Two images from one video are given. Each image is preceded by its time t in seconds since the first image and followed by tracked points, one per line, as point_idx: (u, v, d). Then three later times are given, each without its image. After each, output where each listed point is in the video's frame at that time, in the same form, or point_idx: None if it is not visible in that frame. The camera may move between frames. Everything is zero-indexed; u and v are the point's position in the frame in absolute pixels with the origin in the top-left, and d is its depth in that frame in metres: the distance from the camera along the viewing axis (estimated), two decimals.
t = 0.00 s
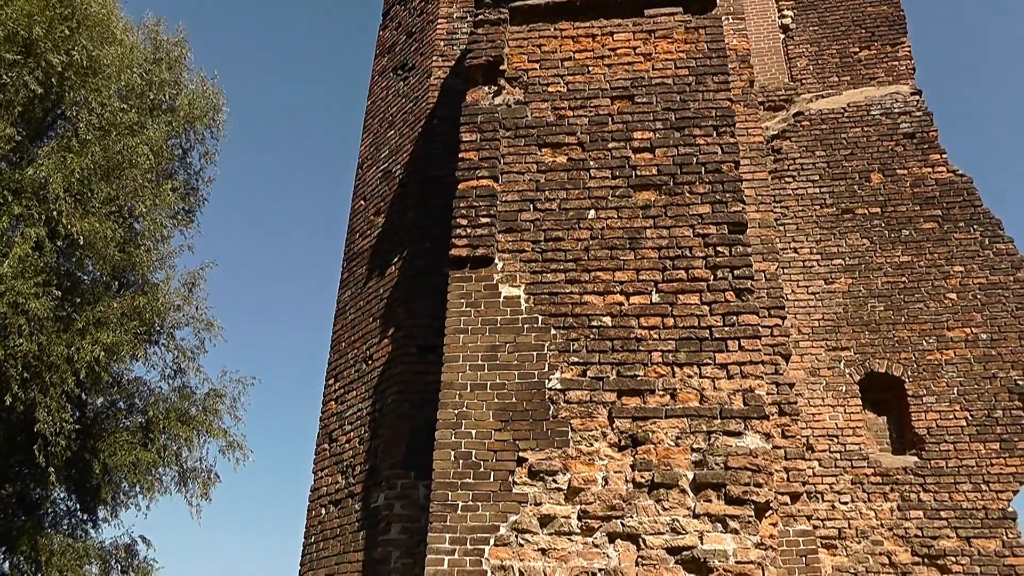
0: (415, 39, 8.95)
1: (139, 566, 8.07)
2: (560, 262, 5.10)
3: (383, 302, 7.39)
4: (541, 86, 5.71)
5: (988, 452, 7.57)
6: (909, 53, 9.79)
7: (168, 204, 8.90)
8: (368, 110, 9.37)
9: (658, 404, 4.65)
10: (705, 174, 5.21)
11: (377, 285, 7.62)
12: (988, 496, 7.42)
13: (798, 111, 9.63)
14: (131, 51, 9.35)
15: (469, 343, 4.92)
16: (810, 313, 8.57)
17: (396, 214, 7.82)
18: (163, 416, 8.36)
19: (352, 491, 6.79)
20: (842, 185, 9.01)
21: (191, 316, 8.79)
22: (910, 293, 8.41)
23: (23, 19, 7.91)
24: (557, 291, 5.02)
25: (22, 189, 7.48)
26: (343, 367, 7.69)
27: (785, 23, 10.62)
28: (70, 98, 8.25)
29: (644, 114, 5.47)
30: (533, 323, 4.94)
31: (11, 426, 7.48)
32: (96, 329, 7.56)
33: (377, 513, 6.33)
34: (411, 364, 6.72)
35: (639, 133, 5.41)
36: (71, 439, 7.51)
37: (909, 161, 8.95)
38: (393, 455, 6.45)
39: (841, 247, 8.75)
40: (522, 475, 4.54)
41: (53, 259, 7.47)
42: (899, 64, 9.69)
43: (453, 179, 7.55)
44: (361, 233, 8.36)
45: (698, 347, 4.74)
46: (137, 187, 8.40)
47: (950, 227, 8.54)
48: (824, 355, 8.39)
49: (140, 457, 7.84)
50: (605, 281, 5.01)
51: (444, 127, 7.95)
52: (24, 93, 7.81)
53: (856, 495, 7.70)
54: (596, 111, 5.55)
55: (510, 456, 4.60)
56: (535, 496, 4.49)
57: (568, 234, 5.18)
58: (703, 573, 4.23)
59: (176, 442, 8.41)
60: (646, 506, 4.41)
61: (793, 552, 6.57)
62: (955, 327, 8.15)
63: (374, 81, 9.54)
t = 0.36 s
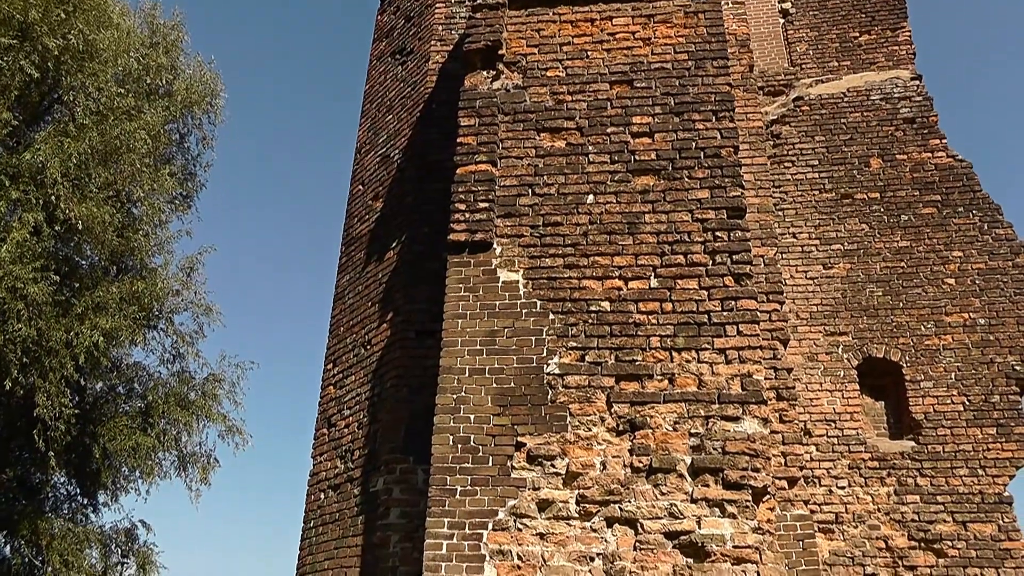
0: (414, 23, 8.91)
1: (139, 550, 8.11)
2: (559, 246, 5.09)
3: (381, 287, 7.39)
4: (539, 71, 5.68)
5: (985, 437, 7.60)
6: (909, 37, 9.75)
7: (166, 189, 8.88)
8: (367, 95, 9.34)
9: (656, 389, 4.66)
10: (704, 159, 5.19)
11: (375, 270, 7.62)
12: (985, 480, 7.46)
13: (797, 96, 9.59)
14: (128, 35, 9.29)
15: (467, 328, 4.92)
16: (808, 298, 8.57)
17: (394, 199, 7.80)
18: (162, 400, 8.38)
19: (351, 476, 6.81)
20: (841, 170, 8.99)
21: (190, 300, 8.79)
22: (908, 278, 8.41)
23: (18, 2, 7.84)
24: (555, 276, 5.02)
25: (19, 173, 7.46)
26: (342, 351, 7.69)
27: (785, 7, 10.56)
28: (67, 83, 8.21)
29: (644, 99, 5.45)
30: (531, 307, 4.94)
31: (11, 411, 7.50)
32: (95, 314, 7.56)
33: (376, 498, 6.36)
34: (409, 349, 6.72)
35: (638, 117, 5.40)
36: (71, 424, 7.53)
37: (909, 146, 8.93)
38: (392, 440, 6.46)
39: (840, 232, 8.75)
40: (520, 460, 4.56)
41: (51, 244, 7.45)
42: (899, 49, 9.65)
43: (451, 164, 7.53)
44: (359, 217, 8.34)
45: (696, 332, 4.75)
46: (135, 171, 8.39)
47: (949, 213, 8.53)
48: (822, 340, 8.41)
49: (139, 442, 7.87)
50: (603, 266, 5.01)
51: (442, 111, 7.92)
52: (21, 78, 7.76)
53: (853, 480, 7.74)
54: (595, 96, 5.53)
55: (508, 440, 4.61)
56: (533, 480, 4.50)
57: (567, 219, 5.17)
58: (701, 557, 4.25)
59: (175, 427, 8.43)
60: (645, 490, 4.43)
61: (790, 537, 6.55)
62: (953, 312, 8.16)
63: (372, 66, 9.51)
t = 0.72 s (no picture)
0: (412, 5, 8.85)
1: (140, 532, 8.14)
2: (558, 229, 5.08)
3: (380, 270, 7.38)
4: (539, 53, 5.65)
5: (983, 420, 7.62)
6: (910, 19, 9.67)
7: (165, 171, 8.84)
8: (365, 78, 9.29)
9: (656, 372, 4.66)
10: (704, 142, 5.18)
11: (374, 253, 7.60)
12: (982, 463, 7.49)
13: (798, 78, 9.55)
14: (125, 16, 9.21)
15: (466, 311, 4.92)
16: (807, 281, 8.57)
17: (393, 182, 7.78)
18: (162, 382, 8.38)
19: (351, 458, 6.82)
20: (841, 153, 8.96)
21: (189, 283, 8.78)
22: (908, 261, 8.40)
23: None
24: (555, 259, 5.01)
25: (17, 156, 7.43)
26: (341, 334, 7.70)
27: None
28: (64, 65, 8.15)
29: (644, 81, 5.42)
30: (531, 290, 4.93)
31: (11, 393, 7.50)
32: (94, 297, 7.55)
33: (376, 480, 6.37)
34: (408, 332, 6.72)
35: (638, 100, 5.37)
36: (72, 406, 7.54)
37: (910, 129, 8.90)
38: (392, 423, 6.47)
39: (840, 215, 8.73)
40: (520, 443, 4.57)
41: (50, 226, 7.43)
42: (900, 31, 9.57)
43: (450, 146, 7.50)
44: (358, 200, 8.32)
45: (695, 315, 4.75)
46: (133, 154, 8.35)
47: (949, 195, 8.51)
48: (821, 323, 8.41)
49: (140, 424, 7.88)
50: (603, 249, 5.00)
51: (441, 94, 7.89)
52: (18, 60, 7.71)
53: (851, 463, 7.77)
54: (595, 78, 5.50)
55: (508, 423, 4.61)
56: (533, 463, 4.51)
57: (566, 202, 5.16)
58: (699, 539, 4.27)
59: (175, 410, 8.44)
60: (644, 473, 4.44)
61: (788, 519, 6.48)
62: (952, 295, 8.16)
63: (371, 48, 9.45)
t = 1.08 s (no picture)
0: None
1: (143, 512, 8.19)
2: (557, 210, 5.07)
3: (380, 251, 7.38)
4: (538, 34, 5.61)
5: (981, 400, 7.65)
6: None
7: (163, 152, 8.81)
8: (364, 58, 9.24)
9: (655, 353, 4.66)
10: (705, 123, 5.15)
11: (374, 234, 7.59)
12: (980, 443, 7.52)
13: (799, 59, 9.49)
14: None
15: (466, 291, 4.92)
16: (807, 262, 8.56)
17: (392, 163, 7.75)
18: (163, 363, 8.39)
19: (351, 439, 6.85)
20: (842, 134, 8.93)
21: (188, 265, 8.77)
22: (908, 242, 8.39)
23: None
24: (554, 240, 5.00)
25: (15, 137, 7.40)
26: (341, 315, 7.70)
27: None
28: (61, 45, 8.10)
29: (644, 61, 5.39)
30: (530, 271, 4.93)
31: (12, 374, 7.52)
32: (94, 279, 7.55)
33: (376, 461, 6.40)
34: (408, 312, 6.73)
35: (638, 80, 5.34)
36: (73, 387, 7.56)
37: (911, 109, 8.86)
38: (392, 404, 6.49)
39: (840, 196, 8.70)
40: (519, 423, 4.58)
41: (49, 208, 7.42)
42: (902, 11, 9.48)
43: (449, 127, 7.47)
44: (358, 181, 8.30)
45: (695, 296, 4.75)
46: (132, 135, 8.32)
47: (950, 176, 8.49)
48: (821, 304, 8.41)
49: (141, 405, 7.91)
50: (602, 230, 5.00)
51: (440, 75, 7.85)
52: (15, 41, 7.66)
53: (850, 443, 7.81)
54: (595, 59, 5.47)
55: (507, 404, 4.62)
56: (532, 444, 4.53)
57: (566, 182, 5.15)
58: (698, 520, 4.29)
59: (176, 390, 8.46)
60: (643, 453, 4.46)
61: (787, 499, 6.49)
62: (952, 276, 8.16)
63: (369, 29, 9.40)
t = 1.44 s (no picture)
0: None
1: (144, 494, 8.22)
2: (557, 192, 5.06)
3: (379, 234, 7.37)
4: (538, 15, 5.58)
5: (980, 383, 7.69)
6: None
7: (162, 135, 8.77)
8: (362, 40, 9.19)
9: (655, 335, 4.67)
10: (705, 105, 5.13)
11: (373, 217, 7.58)
12: (978, 426, 7.57)
13: (801, 40, 9.36)
14: None
15: (466, 274, 4.91)
16: (808, 244, 8.54)
17: (391, 145, 7.73)
18: (163, 345, 8.40)
19: (351, 422, 6.86)
20: (843, 116, 8.88)
21: (188, 247, 8.76)
22: (908, 224, 8.37)
23: None
24: (554, 222, 4.99)
25: (12, 119, 7.38)
26: (341, 297, 7.71)
27: None
28: (58, 27, 8.06)
29: (644, 43, 5.36)
30: (530, 254, 4.92)
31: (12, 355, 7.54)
32: (94, 261, 7.55)
33: (376, 443, 6.41)
34: (407, 295, 6.72)
35: (638, 62, 5.32)
36: (73, 369, 7.58)
37: (913, 91, 8.82)
38: (392, 386, 6.50)
39: (841, 178, 8.67)
40: (520, 406, 4.58)
41: (48, 190, 7.41)
42: None
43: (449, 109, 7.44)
44: (357, 163, 8.27)
45: (695, 278, 4.74)
46: (130, 118, 8.29)
47: (951, 158, 8.47)
48: (820, 286, 8.40)
49: (141, 387, 7.95)
50: (602, 212, 4.98)
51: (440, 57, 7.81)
52: (11, 22, 7.61)
53: (848, 426, 7.83)
54: (595, 41, 5.43)
55: (507, 387, 4.63)
56: (532, 426, 4.54)
57: (566, 164, 5.13)
58: (697, 502, 4.30)
59: (176, 373, 8.47)
60: (643, 435, 4.47)
61: (785, 482, 6.41)
62: (952, 258, 8.16)
63: (368, 10, 9.34)
